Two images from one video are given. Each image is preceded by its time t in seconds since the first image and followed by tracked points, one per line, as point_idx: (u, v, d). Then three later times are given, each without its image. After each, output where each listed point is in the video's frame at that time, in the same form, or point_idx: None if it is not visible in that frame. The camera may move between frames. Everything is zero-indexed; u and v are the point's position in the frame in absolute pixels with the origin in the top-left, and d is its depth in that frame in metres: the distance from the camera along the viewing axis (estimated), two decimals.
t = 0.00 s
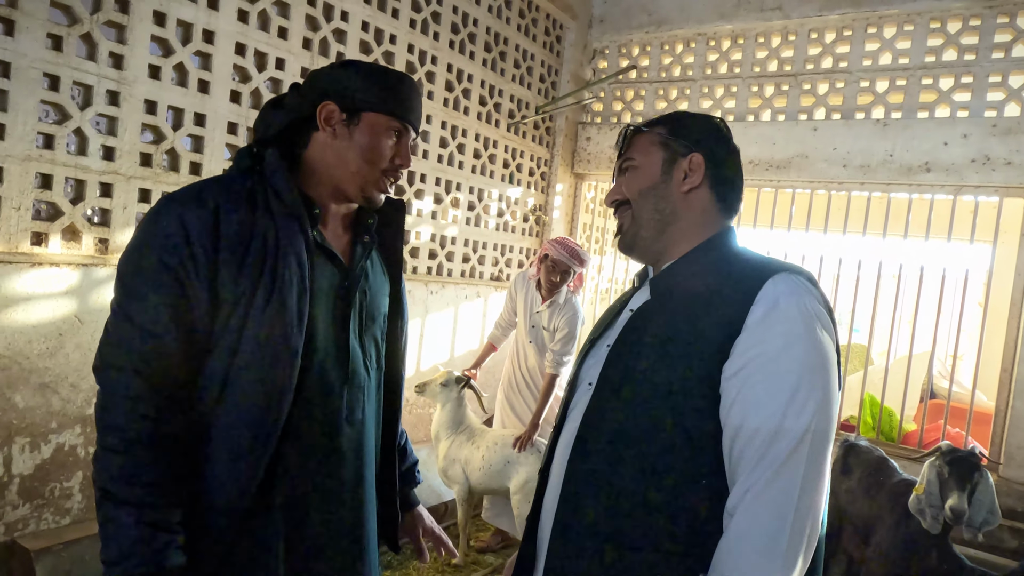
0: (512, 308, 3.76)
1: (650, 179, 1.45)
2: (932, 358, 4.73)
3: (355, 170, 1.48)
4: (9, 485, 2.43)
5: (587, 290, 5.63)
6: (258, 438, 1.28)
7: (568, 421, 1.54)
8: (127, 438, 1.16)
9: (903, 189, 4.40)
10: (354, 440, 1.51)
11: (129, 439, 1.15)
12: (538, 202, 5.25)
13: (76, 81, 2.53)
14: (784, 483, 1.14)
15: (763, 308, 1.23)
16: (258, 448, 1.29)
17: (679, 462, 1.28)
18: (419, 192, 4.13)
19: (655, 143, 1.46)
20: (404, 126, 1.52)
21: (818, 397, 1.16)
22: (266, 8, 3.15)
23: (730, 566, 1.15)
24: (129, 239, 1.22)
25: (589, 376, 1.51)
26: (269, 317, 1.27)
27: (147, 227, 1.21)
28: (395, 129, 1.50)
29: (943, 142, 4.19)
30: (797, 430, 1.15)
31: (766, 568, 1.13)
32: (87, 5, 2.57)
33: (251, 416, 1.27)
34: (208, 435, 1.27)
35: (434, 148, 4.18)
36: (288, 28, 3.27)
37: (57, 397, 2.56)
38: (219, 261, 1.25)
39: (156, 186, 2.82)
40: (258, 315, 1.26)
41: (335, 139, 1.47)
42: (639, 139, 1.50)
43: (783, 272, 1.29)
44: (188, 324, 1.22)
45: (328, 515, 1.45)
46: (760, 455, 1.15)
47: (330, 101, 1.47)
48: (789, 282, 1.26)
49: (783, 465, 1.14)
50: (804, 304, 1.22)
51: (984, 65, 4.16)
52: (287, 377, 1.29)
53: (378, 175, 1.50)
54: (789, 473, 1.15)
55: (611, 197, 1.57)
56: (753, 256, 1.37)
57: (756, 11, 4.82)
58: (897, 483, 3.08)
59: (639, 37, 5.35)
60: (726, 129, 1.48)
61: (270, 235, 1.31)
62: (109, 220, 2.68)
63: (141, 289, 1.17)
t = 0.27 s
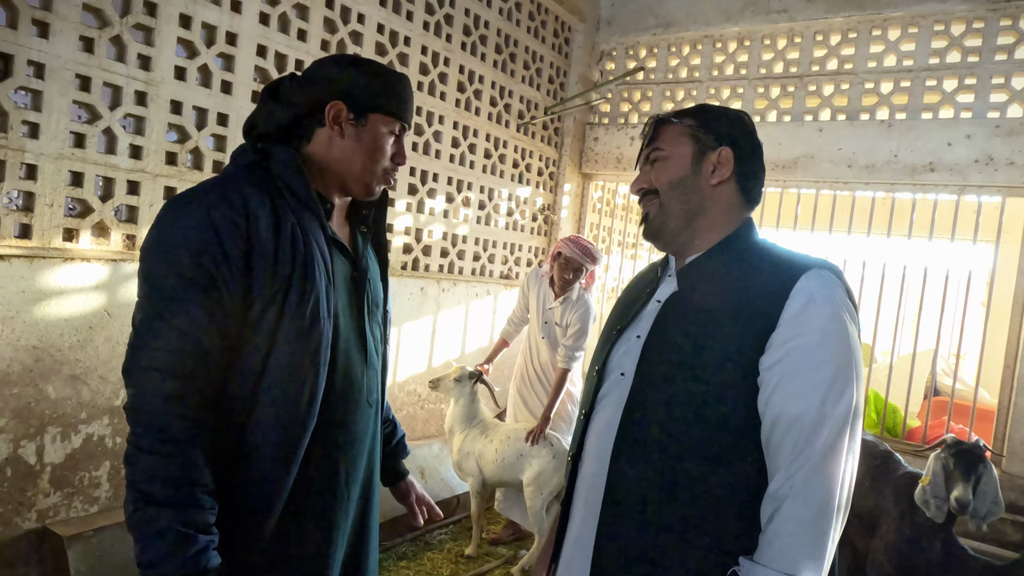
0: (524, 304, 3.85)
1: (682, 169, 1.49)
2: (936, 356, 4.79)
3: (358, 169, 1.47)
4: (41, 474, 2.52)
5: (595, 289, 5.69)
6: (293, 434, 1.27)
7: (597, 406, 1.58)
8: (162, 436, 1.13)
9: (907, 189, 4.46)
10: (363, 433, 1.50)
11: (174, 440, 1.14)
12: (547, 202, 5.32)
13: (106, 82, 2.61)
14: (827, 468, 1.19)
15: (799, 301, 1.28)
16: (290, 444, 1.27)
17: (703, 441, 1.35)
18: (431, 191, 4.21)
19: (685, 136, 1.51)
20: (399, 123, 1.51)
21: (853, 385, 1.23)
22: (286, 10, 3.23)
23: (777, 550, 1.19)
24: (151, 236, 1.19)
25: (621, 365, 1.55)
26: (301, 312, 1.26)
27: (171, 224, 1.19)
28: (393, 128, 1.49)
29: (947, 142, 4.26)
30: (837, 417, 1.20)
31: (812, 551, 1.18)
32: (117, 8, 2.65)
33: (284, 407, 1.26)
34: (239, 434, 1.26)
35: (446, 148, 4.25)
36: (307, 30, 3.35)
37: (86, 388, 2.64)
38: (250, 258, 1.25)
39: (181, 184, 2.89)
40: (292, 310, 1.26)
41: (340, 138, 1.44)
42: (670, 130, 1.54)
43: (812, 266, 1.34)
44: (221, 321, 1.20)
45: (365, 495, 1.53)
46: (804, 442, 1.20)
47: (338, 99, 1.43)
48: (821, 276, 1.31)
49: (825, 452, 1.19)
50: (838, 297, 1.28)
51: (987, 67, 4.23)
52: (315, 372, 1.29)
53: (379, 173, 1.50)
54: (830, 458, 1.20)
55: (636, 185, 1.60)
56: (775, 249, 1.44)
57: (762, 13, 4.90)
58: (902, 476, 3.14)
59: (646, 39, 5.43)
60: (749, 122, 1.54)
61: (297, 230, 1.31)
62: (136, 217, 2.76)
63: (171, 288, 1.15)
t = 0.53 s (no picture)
0: (529, 302, 3.90)
1: (725, 173, 1.49)
2: (937, 355, 4.81)
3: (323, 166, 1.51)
4: (56, 468, 2.57)
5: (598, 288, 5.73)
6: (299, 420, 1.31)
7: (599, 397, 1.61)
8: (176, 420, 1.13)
9: (908, 189, 4.50)
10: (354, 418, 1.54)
11: (182, 424, 1.14)
12: (550, 201, 5.36)
13: (119, 82, 2.66)
14: (833, 456, 1.23)
15: (800, 295, 1.32)
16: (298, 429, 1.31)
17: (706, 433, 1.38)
18: (436, 191, 4.25)
19: (730, 145, 1.49)
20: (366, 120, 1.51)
21: (854, 375, 1.26)
22: (295, 12, 3.28)
23: (788, 538, 1.23)
24: (154, 225, 1.18)
25: (624, 356, 1.58)
26: (309, 301, 1.31)
27: (177, 214, 1.18)
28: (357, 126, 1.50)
29: (948, 143, 4.30)
30: (839, 406, 1.24)
31: (822, 536, 1.21)
32: (130, 9, 2.70)
33: (293, 393, 1.30)
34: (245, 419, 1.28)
35: (451, 148, 4.29)
36: (316, 31, 3.39)
37: (99, 383, 2.68)
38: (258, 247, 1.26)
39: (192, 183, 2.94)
40: (300, 299, 1.31)
41: (348, 149, 1.51)
42: (716, 128, 1.50)
43: (809, 260, 1.38)
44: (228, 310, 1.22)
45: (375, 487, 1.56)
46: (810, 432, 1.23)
47: (353, 113, 1.49)
48: (819, 270, 1.35)
49: (830, 440, 1.23)
50: (836, 290, 1.32)
51: (987, 68, 4.27)
52: (320, 357, 1.34)
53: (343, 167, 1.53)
54: (835, 447, 1.23)
55: (660, 174, 1.55)
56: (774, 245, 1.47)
57: (765, 15, 4.94)
58: (903, 472, 3.17)
59: (649, 40, 5.47)
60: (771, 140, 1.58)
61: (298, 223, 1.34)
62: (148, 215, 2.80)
63: (181, 278, 1.16)
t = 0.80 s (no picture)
0: (531, 305, 3.91)
1: (734, 191, 1.49)
2: (939, 357, 4.79)
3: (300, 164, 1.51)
4: (58, 470, 2.57)
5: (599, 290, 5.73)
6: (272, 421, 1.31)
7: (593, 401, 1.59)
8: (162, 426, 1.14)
9: (910, 191, 4.49)
10: (323, 417, 1.54)
11: (163, 428, 1.14)
12: (552, 203, 5.36)
13: (121, 86, 2.67)
14: (825, 465, 1.24)
15: (794, 308, 1.33)
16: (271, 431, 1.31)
17: (704, 441, 1.37)
18: (438, 193, 4.25)
19: (741, 164, 1.50)
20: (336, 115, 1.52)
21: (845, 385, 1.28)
22: (297, 15, 3.28)
23: (781, 544, 1.24)
24: (132, 230, 1.17)
25: (618, 360, 1.55)
26: (283, 304, 1.31)
27: (154, 219, 1.17)
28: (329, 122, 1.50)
29: (950, 145, 4.29)
30: (833, 415, 1.25)
31: (814, 542, 1.23)
32: (133, 13, 2.70)
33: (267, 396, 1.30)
34: (221, 420, 1.28)
35: (453, 150, 4.29)
36: (318, 34, 3.40)
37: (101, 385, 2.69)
38: (237, 250, 1.26)
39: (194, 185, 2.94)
40: (274, 302, 1.30)
41: (318, 146, 1.51)
42: (732, 144, 1.49)
43: (799, 271, 1.39)
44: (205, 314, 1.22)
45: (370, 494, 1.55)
46: (804, 441, 1.24)
47: (321, 110, 1.49)
48: (812, 282, 1.36)
49: (824, 449, 1.24)
50: (828, 303, 1.33)
51: (990, 70, 4.26)
52: (291, 360, 1.33)
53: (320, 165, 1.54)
54: (828, 456, 1.24)
55: (668, 186, 1.54)
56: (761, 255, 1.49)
57: (767, 16, 4.94)
58: (904, 476, 3.16)
59: (651, 41, 5.46)
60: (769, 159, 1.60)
61: (275, 227, 1.35)
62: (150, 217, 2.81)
63: (158, 284, 1.15)
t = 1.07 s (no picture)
0: (534, 306, 3.92)
1: (715, 197, 1.46)
2: (942, 358, 4.77)
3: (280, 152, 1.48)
4: (58, 471, 2.57)
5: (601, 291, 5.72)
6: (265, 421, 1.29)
7: (588, 407, 1.55)
8: (155, 432, 1.13)
9: (913, 192, 4.48)
10: (322, 416, 1.51)
11: (159, 433, 1.13)
12: (553, 204, 5.35)
13: (122, 86, 2.66)
14: (813, 459, 1.25)
15: (781, 302, 1.33)
16: (264, 431, 1.29)
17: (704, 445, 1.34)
18: (439, 194, 4.24)
19: (722, 168, 1.47)
20: (315, 98, 1.49)
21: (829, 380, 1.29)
22: (298, 15, 3.27)
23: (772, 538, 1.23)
24: (107, 232, 1.15)
25: (611, 364, 1.53)
26: (270, 298, 1.30)
27: (130, 219, 1.16)
28: (306, 104, 1.47)
29: (953, 146, 4.27)
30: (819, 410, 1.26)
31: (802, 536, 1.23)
32: (134, 14, 2.70)
33: (257, 395, 1.27)
34: (209, 424, 1.26)
35: (454, 151, 4.29)
36: (319, 35, 3.39)
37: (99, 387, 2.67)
38: (219, 247, 1.25)
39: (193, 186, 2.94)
40: (261, 298, 1.29)
41: (251, 126, 1.44)
42: (713, 148, 1.47)
43: (781, 267, 1.40)
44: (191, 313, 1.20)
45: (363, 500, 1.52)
46: (793, 436, 1.24)
47: (236, 88, 1.42)
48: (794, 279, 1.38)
49: (811, 443, 1.24)
50: (811, 299, 1.35)
51: (993, 71, 4.24)
52: (282, 356, 1.31)
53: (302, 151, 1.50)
54: (814, 450, 1.25)
55: (649, 191, 1.49)
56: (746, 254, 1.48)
57: (769, 17, 4.94)
58: (907, 477, 3.15)
59: (653, 42, 5.45)
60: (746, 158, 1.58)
61: (256, 223, 1.34)
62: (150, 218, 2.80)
63: (139, 283, 1.14)
